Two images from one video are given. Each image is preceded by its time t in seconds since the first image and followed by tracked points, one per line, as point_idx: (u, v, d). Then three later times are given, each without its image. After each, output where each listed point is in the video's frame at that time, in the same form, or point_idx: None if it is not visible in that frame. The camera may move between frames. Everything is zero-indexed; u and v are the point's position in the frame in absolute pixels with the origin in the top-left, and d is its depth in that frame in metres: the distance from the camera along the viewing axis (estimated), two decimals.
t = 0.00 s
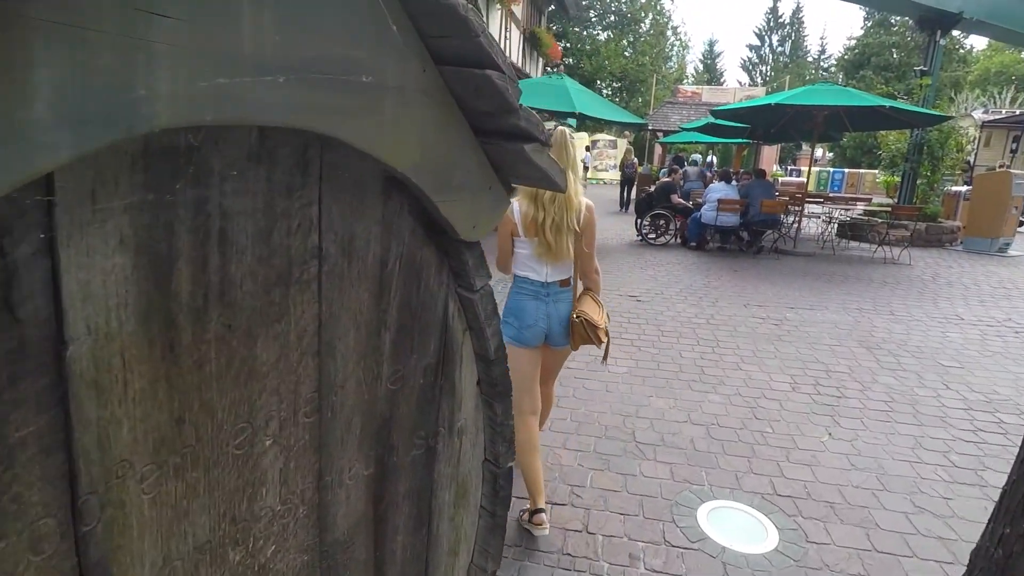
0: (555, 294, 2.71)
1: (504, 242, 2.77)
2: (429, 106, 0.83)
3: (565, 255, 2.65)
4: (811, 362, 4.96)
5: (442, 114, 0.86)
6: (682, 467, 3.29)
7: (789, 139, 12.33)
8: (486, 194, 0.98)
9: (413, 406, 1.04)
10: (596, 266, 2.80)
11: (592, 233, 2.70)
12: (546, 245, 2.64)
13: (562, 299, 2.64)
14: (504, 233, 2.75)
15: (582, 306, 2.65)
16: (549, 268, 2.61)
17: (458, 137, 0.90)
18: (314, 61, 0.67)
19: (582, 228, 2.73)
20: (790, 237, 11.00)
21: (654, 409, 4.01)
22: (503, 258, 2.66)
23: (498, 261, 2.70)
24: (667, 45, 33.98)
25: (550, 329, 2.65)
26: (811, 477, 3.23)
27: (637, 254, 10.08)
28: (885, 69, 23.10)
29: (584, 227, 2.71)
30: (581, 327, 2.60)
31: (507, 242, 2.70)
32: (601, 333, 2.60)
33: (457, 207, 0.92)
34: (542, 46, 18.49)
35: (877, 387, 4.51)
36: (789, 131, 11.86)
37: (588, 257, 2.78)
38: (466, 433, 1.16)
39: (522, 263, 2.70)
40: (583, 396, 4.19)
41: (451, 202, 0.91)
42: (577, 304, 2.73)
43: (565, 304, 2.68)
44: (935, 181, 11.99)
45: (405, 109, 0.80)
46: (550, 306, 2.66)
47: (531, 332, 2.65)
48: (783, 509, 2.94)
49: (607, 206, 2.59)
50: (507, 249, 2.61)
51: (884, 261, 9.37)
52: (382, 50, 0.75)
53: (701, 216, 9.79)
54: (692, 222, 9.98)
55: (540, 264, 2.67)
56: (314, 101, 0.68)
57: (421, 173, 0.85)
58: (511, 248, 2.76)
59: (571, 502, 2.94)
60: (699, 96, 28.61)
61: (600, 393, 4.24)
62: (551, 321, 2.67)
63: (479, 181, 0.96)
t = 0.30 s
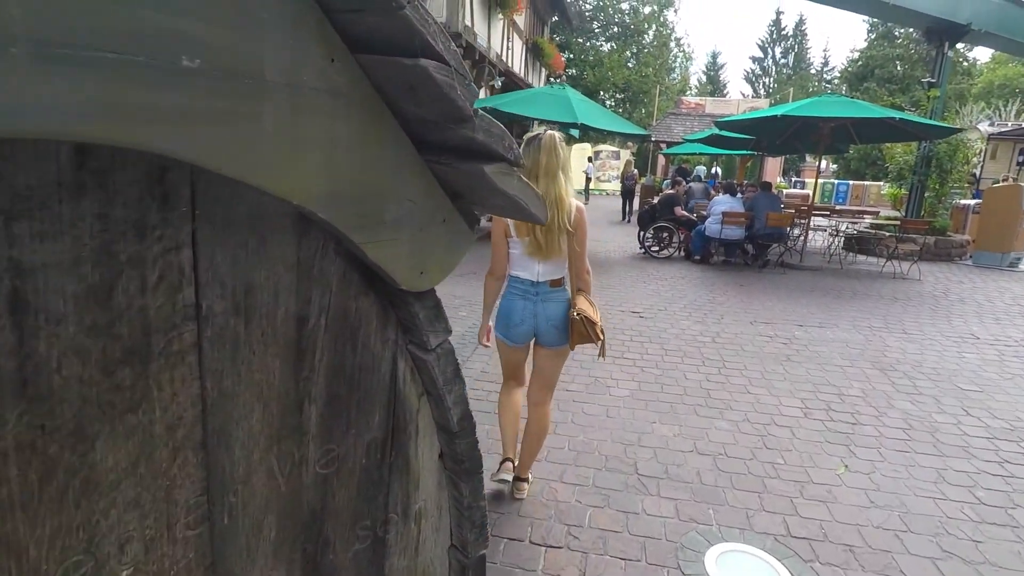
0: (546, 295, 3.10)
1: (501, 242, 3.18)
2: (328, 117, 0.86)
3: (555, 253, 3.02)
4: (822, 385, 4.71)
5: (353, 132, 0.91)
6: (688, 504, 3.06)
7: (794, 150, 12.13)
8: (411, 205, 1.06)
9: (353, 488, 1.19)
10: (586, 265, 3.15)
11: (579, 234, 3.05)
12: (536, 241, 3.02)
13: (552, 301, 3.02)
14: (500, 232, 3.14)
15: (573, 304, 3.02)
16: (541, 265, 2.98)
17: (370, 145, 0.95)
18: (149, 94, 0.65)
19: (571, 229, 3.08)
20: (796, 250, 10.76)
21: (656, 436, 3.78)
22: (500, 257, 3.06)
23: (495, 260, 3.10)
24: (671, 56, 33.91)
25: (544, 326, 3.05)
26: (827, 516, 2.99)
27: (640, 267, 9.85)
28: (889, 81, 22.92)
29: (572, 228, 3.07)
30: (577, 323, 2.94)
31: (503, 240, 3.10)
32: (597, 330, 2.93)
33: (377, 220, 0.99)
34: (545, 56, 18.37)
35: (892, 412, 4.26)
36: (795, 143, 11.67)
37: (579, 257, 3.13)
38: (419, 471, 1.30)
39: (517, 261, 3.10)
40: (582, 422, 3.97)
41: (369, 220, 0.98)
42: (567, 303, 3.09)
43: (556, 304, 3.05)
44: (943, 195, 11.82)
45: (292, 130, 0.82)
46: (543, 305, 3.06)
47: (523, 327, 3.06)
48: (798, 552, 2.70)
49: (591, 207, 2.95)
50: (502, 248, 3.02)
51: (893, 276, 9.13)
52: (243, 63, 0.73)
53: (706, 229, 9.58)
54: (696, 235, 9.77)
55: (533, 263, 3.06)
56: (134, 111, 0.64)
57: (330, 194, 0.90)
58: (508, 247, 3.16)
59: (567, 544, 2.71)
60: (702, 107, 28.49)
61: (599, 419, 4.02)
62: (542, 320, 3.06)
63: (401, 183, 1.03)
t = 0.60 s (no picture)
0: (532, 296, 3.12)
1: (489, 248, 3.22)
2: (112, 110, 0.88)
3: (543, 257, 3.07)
4: (831, 394, 4.47)
5: (154, 100, 0.91)
6: (692, 527, 2.85)
7: (796, 150, 11.92)
8: (265, 212, 1.10)
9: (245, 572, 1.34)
10: (573, 267, 3.17)
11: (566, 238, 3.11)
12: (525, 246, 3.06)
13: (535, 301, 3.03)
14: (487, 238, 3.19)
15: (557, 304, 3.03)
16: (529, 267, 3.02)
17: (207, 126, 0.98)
18: None
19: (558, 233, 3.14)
20: (799, 252, 10.54)
21: (657, 451, 3.57)
22: (489, 261, 3.10)
23: (483, 265, 3.14)
24: (670, 58, 33.75)
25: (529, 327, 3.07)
26: (842, 541, 2.78)
27: (641, 271, 9.63)
28: (889, 80, 22.68)
29: (559, 231, 3.13)
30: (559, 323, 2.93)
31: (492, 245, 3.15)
32: (578, 328, 2.91)
33: (206, 228, 1.02)
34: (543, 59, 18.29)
35: (906, 422, 4.04)
36: (797, 142, 11.46)
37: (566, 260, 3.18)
38: (338, 558, 1.45)
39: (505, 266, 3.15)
40: (580, 437, 3.76)
41: (194, 232, 1.01)
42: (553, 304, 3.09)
43: (540, 304, 3.05)
44: (948, 193, 11.60)
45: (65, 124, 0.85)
46: (528, 306, 3.09)
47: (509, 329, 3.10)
48: None
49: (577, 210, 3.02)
50: (490, 254, 3.06)
51: (900, 278, 8.90)
52: None
53: (707, 231, 9.37)
54: (697, 237, 9.56)
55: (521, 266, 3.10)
56: None
57: (136, 205, 0.94)
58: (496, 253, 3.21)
59: None
60: (702, 109, 28.29)
61: (597, 433, 3.81)
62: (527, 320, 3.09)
63: (242, 195, 1.06)
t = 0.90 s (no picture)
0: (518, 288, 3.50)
1: (477, 241, 3.59)
2: None
3: (522, 251, 3.44)
4: (838, 406, 4.21)
5: None
6: (689, 560, 2.62)
7: (799, 148, 11.67)
8: None
9: None
10: (557, 262, 3.51)
11: (545, 233, 3.44)
12: (506, 240, 3.44)
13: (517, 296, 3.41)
14: (474, 231, 3.56)
15: (537, 300, 3.41)
16: (510, 263, 3.42)
17: None
18: None
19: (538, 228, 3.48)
20: (803, 253, 10.29)
21: (652, 471, 3.33)
22: (476, 256, 3.49)
23: (472, 258, 3.51)
24: (670, 57, 33.50)
25: (513, 319, 3.45)
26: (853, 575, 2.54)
27: (641, 274, 9.40)
28: (892, 77, 22.40)
29: (539, 227, 3.47)
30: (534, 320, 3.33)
31: (478, 239, 3.52)
32: (553, 326, 3.32)
33: None
34: (542, 59, 18.17)
35: (918, 437, 3.79)
36: (801, 140, 11.20)
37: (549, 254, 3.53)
38: None
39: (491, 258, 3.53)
40: (570, 455, 3.52)
41: None
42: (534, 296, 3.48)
43: (523, 298, 3.45)
44: (955, 193, 11.42)
45: None
46: (513, 300, 3.46)
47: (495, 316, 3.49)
48: None
49: (552, 209, 3.33)
50: (475, 249, 3.46)
51: (907, 279, 8.64)
52: None
53: (709, 232, 9.13)
54: (699, 239, 9.32)
55: (505, 260, 3.48)
56: None
57: None
58: (483, 244, 3.58)
59: None
60: (703, 108, 28.04)
61: (589, 450, 3.57)
62: (512, 312, 3.47)
63: None
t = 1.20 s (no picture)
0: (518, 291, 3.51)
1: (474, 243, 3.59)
2: None
3: (518, 254, 3.42)
4: (855, 427, 3.92)
5: None
6: None
7: (811, 154, 11.39)
8: None
9: None
10: (555, 264, 3.51)
11: (541, 236, 3.42)
12: (501, 244, 3.42)
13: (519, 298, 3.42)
14: (471, 234, 3.56)
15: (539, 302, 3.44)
16: (506, 265, 3.40)
17: None
18: None
19: (535, 231, 3.46)
20: (815, 262, 10.00)
21: (653, 499, 3.08)
22: (473, 259, 3.49)
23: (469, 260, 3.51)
24: (680, 61, 33.21)
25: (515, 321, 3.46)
26: None
27: (647, 282, 9.15)
28: (906, 83, 21.99)
29: (536, 230, 3.45)
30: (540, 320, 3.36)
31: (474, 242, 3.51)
32: (559, 325, 3.39)
33: None
34: (549, 62, 17.97)
35: (942, 462, 3.50)
36: (813, 145, 10.91)
37: (546, 256, 3.51)
38: None
39: (488, 261, 3.52)
40: (566, 479, 3.28)
41: None
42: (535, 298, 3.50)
43: (524, 300, 3.47)
44: (973, 200, 11.10)
45: None
46: (514, 302, 3.47)
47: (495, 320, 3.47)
48: None
49: (548, 212, 3.31)
50: (472, 251, 3.45)
51: (923, 290, 8.33)
52: None
53: (717, 239, 8.88)
54: (707, 246, 9.06)
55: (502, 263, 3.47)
56: None
57: None
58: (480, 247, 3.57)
59: None
60: (713, 112, 27.74)
61: (587, 473, 3.33)
62: (513, 314, 3.47)
63: None
